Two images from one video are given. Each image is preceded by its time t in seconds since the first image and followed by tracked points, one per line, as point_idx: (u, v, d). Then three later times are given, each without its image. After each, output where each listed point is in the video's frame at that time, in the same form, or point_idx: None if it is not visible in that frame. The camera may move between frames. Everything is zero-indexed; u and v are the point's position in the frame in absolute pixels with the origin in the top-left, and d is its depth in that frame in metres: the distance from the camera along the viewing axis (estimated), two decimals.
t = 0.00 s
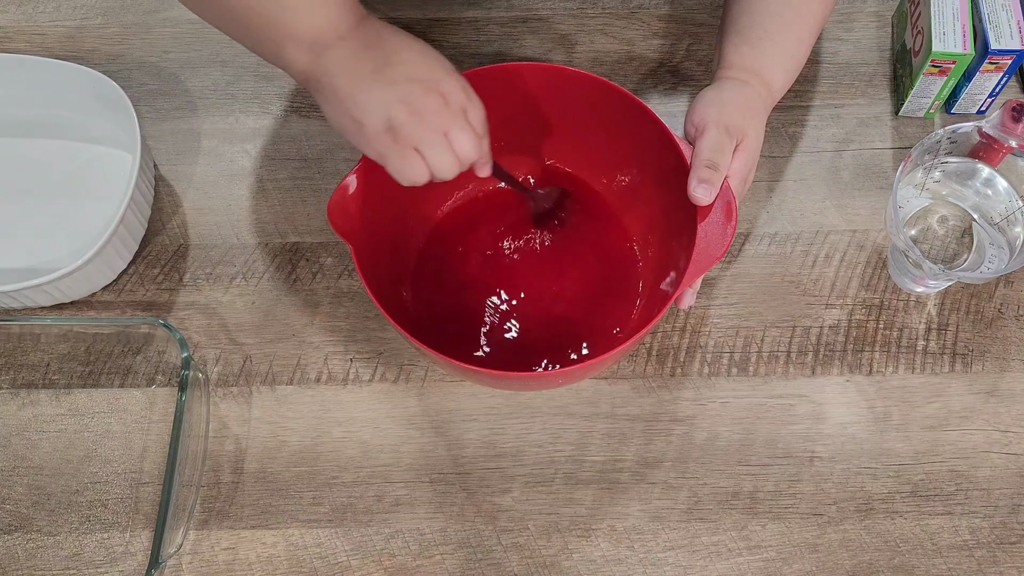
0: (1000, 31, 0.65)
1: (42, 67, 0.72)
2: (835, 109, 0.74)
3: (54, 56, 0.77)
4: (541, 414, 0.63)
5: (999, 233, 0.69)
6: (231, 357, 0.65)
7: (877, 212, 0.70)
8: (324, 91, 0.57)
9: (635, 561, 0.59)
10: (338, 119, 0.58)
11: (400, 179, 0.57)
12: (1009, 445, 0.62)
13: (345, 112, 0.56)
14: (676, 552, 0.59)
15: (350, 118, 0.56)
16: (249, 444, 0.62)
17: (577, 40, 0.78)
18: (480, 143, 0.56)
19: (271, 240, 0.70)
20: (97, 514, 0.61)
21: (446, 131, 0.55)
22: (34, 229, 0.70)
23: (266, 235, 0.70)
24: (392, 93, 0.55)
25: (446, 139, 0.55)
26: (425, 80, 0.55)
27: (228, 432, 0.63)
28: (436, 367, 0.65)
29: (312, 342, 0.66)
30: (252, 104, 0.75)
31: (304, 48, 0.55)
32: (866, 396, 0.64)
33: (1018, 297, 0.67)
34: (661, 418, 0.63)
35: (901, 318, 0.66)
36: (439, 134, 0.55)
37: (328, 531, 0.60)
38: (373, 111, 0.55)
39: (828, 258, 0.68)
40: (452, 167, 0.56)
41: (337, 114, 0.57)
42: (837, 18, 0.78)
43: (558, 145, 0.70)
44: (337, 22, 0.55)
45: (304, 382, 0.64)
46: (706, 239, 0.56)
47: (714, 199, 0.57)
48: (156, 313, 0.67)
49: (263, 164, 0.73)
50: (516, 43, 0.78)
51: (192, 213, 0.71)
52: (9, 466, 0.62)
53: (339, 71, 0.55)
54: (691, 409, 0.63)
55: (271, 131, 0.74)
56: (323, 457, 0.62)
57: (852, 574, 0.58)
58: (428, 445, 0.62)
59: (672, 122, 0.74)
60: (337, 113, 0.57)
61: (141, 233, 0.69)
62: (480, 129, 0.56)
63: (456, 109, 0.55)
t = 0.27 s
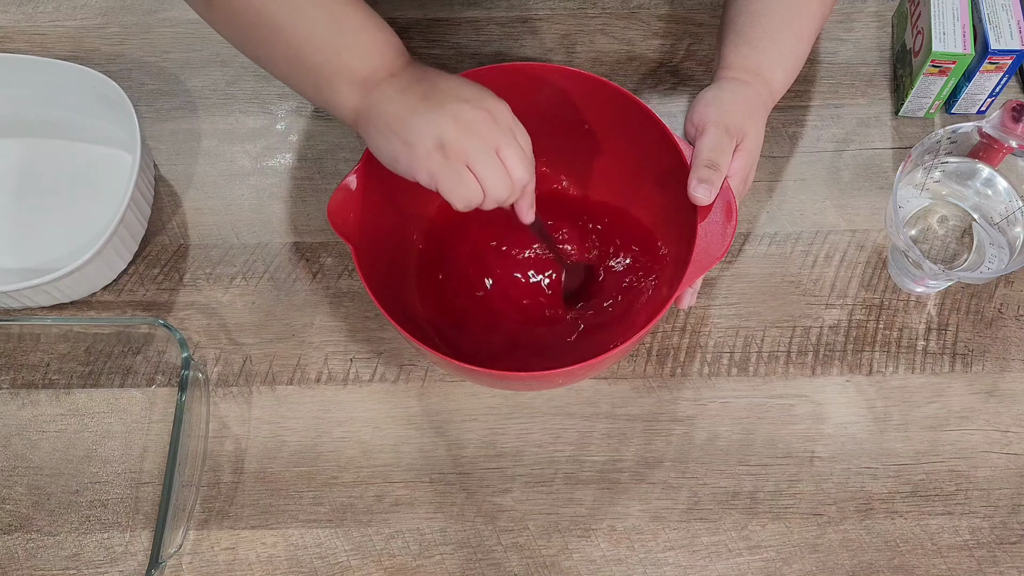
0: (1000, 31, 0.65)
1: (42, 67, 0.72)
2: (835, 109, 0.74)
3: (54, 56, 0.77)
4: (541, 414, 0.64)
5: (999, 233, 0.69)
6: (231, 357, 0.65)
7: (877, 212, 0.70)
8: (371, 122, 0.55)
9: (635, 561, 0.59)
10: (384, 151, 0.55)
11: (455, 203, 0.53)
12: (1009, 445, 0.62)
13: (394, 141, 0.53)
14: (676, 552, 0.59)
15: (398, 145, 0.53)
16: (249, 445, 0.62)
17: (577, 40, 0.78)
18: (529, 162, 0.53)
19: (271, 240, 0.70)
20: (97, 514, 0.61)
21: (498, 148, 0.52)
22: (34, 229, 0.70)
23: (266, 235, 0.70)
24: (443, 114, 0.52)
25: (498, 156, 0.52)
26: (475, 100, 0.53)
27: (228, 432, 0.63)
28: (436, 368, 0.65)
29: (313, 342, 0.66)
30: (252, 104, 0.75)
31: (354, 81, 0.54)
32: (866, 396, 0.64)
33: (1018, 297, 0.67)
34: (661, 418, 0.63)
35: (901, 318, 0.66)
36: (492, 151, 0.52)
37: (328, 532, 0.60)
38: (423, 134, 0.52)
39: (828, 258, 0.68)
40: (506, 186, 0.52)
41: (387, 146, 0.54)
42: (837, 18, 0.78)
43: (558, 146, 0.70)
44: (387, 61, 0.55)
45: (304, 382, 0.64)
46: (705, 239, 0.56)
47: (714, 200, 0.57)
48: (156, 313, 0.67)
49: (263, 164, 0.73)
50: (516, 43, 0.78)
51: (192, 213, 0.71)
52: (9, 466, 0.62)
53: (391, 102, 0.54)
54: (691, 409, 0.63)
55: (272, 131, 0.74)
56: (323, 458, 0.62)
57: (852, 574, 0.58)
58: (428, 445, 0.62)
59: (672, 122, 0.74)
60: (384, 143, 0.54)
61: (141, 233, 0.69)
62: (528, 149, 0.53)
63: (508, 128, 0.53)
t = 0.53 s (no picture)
0: (1000, 31, 0.65)
1: (42, 67, 0.72)
2: (835, 109, 0.74)
3: (54, 55, 0.77)
4: (541, 414, 0.64)
5: (999, 233, 0.68)
6: (231, 357, 0.65)
7: (877, 212, 0.70)
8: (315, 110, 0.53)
9: (635, 561, 0.59)
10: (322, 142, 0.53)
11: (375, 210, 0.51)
12: (1009, 445, 0.62)
13: (333, 132, 0.52)
14: (676, 552, 0.59)
15: (335, 139, 0.52)
16: (249, 445, 0.62)
17: (577, 40, 0.78)
18: (462, 190, 0.52)
19: (271, 240, 0.70)
20: (97, 514, 0.61)
21: (433, 171, 0.51)
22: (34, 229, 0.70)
23: (266, 235, 0.70)
24: (389, 120, 0.51)
25: (432, 175, 0.51)
26: (425, 116, 0.52)
27: (228, 432, 0.63)
28: (436, 368, 0.65)
29: (313, 342, 0.66)
30: (252, 104, 0.75)
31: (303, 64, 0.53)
32: (866, 396, 0.64)
33: (1018, 297, 0.67)
34: (661, 419, 0.63)
35: (901, 318, 0.66)
36: (429, 170, 0.51)
37: (328, 532, 0.60)
38: (364, 134, 0.51)
39: (829, 258, 0.68)
40: (432, 208, 0.51)
41: (324, 134, 0.52)
42: (837, 18, 0.78)
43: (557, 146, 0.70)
44: (341, 50, 0.54)
45: (304, 382, 0.64)
46: (705, 239, 0.56)
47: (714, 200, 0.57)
48: (156, 313, 0.67)
49: (263, 164, 0.73)
50: (515, 43, 0.78)
51: (192, 212, 0.71)
52: (9, 466, 0.62)
53: (336, 93, 0.53)
54: (691, 409, 0.63)
55: (272, 131, 0.74)
56: (323, 458, 0.62)
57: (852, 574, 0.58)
58: (428, 445, 0.62)
59: (672, 122, 0.74)
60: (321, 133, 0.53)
61: (141, 233, 0.69)
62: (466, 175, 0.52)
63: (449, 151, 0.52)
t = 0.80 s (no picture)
0: (1000, 31, 0.65)
1: (42, 67, 0.72)
2: (835, 109, 0.74)
3: (53, 55, 0.77)
4: (541, 414, 0.64)
5: (999, 233, 0.69)
6: (231, 357, 0.65)
7: (877, 212, 0.70)
8: (287, 61, 0.51)
9: (635, 561, 0.59)
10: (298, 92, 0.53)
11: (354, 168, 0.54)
12: (1009, 445, 0.62)
13: (305, 89, 0.52)
14: (676, 552, 0.59)
15: (314, 98, 0.52)
16: (249, 445, 0.62)
17: (577, 40, 0.78)
18: (437, 140, 0.54)
19: (271, 240, 0.70)
20: (97, 514, 0.61)
21: (410, 128, 0.52)
22: (34, 229, 0.70)
23: (266, 235, 0.70)
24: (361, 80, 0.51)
25: (409, 138, 0.53)
26: (400, 74, 0.52)
27: (229, 432, 0.63)
28: (436, 367, 0.65)
29: (313, 342, 0.66)
30: (252, 104, 0.75)
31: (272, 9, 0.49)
32: (866, 396, 0.64)
33: (1018, 297, 0.67)
34: (661, 419, 0.63)
35: (901, 318, 0.66)
36: (408, 132, 0.53)
37: (328, 531, 0.60)
38: (340, 98, 0.51)
39: (829, 258, 0.68)
40: (410, 162, 0.54)
41: (297, 88, 0.52)
42: (837, 18, 0.78)
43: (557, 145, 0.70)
44: None
45: (304, 382, 0.64)
46: (706, 239, 0.56)
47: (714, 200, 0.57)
48: (156, 313, 0.67)
49: (263, 164, 0.73)
50: (515, 43, 0.78)
51: (192, 213, 0.71)
52: (9, 466, 0.62)
53: (306, 43, 0.50)
54: (691, 409, 0.63)
55: (272, 131, 0.74)
56: (323, 457, 0.62)
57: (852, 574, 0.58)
58: (428, 445, 0.62)
59: (672, 122, 0.74)
60: (299, 87, 0.52)
61: (141, 233, 0.69)
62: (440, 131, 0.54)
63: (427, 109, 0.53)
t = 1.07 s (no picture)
0: (1000, 31, 0.65)
1: (42, 67, 0.72)
2: (835, 108, 0.74)
3: (54, 56, 0.77)
4: (541, 414, 0.63)
5: (998, 233, 0.69)
6: (231, 357, 0.65)
7: (877, 212, 0.70)
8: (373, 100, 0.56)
9: (635, 561, 0.59)
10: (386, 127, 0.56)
11: (444, 185, 0.56)
12: (1009, 445, 0.62)
13: (391, 117, 0.56)
14: (676, 552, 0.59)
15: (398, 125, 0.55)
16: (249, 445, 0.62)
17: (577, 40, 0.78)
18: (523, 148, 0.55)
19: (271, 240, 0.70)
20: (97, 514, 0.61)
21: (490, 136, 0.54)
22: (34, 229, 0.70)
23: (266, 235, 0.70)
24: (439, 98, 0.54)
25: (489, 145, 0.54)
26: (472, 84, 0.54)
27: (228, 432, 0.63)
28: (436, 368, 0.65)
29: (312, 342, 0.66)
30: (252, 104, 0.75)
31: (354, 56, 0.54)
32: (866, 396, 0.64)
33: (1018, 297, 0.67)
34: (661, 418, 0.63)
35: (901, 318, 0.66)
36: (490, 140, 0.54)
37: (328, 531, 0.60)
38: (422, 119, 0.54)
39: (829, 258, 0.68)
40: (495, 171, 0.55)
41: (383, 118, 0.56)
42: (837, 18, 0.78)
43: (558, 145, 0.70)
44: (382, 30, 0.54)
45: (304, 382, 0.64)
46: (705, 239, 0.56)
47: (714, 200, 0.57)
48: (156, 313, 0.67)
49: (263, 164, 0.73)
50: (515, 43, 0.78)
51: (192, 212, 0.71)
52: (9, 465, 0.62)
53: (389, 79, 0.55)
54: (691, 409, 0.63)
55: (272, 131, 0.74)
56: (323, 457, 0.62)
57: (852, 574, 0.58)
58: (428, 445, 0.62)
59: (672, 122, 0.74)
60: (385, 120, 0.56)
61: (141, 233, 0.69)
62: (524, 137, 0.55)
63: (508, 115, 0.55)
